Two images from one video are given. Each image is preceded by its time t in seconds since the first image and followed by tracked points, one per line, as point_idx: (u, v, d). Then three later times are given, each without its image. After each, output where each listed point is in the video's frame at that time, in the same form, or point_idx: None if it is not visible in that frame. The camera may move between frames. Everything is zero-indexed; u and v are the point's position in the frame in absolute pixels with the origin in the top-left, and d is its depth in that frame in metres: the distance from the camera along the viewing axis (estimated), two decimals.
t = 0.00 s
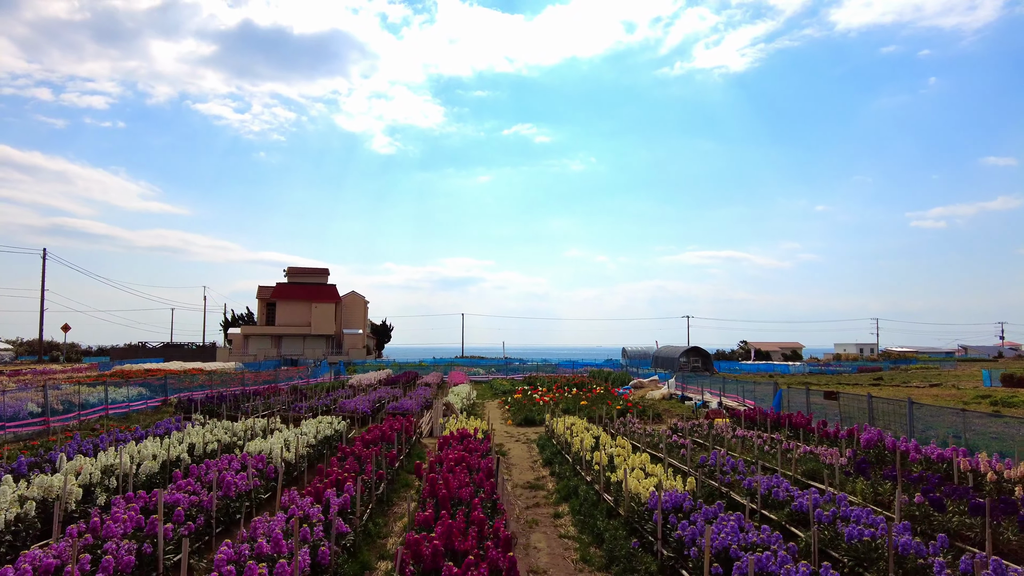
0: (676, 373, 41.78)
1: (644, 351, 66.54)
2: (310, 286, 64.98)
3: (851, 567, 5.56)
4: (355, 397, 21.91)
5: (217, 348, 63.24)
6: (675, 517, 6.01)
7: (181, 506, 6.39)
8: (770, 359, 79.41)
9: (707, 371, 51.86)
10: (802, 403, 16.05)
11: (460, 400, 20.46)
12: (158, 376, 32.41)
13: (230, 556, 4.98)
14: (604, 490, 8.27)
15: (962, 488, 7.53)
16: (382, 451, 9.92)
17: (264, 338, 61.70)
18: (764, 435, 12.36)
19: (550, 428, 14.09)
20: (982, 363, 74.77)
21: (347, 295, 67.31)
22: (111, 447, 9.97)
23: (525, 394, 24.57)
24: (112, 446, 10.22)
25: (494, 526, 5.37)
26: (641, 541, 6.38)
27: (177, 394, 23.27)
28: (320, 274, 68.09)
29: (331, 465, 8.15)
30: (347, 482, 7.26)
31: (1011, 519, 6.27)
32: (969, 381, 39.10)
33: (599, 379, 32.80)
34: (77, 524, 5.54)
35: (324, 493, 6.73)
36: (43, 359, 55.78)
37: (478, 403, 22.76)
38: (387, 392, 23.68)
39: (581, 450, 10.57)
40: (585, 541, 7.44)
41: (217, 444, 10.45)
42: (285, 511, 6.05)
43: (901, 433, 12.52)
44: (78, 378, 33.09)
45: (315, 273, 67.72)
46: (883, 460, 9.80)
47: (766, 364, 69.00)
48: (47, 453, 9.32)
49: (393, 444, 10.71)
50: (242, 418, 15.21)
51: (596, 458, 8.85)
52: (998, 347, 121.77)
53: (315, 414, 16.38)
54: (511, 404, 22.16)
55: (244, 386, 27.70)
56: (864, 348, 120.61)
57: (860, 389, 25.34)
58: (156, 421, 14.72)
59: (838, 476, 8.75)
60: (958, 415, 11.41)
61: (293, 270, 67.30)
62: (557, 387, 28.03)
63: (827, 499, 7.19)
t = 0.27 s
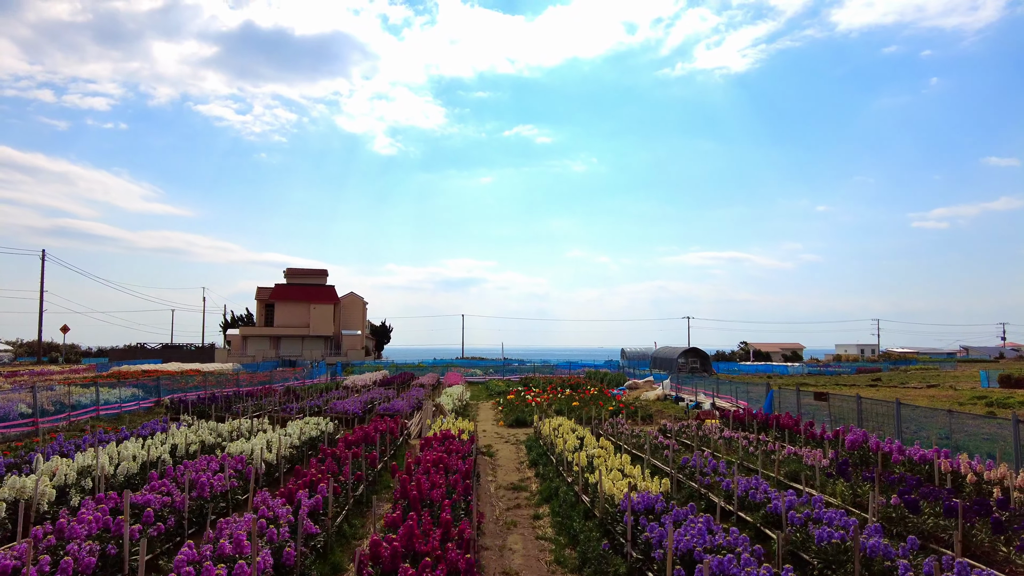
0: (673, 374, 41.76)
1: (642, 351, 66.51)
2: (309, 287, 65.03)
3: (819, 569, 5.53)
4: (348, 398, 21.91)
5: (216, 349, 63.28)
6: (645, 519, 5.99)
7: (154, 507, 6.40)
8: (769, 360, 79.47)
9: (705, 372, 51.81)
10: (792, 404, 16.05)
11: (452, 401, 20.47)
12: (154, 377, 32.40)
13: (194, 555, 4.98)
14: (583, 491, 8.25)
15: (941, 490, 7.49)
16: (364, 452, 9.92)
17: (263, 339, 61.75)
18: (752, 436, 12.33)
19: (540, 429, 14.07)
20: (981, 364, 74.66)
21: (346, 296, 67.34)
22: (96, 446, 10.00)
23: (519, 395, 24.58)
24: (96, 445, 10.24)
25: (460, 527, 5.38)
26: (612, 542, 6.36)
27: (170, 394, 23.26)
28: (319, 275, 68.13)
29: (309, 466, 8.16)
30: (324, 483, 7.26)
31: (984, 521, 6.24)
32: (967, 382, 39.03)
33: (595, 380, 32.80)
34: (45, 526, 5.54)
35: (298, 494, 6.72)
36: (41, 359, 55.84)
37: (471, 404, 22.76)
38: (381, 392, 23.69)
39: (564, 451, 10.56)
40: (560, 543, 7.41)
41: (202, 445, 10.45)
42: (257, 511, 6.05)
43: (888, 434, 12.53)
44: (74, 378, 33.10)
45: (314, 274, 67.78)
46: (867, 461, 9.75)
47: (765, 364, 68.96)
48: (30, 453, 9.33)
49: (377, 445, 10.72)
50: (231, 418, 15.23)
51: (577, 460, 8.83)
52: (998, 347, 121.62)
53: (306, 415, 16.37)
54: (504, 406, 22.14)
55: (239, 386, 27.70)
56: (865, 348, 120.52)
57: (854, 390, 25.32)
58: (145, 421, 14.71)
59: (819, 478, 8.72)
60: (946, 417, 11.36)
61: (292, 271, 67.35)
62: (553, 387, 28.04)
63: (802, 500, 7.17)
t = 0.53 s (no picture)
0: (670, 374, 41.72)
1: (641, 352, 66.47)
2: (308, 287, 65.07)
3: (787, 571, 5.49)
4: (341, 397, 21.89)
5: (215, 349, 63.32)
6: (615, 519, 5.97)
7: (126, 507, 6.40)
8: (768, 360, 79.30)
9: (704, 372, 51.71)
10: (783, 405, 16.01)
11: (445, 401, 20.45)
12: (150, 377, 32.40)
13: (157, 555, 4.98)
14: (561, 491, 8.23)
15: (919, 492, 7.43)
16: (346, 451, 9.91)
17: (262, 339, 61.79)
18: (739, 436, 12.29)
19: (529, 429, 14.03)
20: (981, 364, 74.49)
21: (345, 296, 67.35)
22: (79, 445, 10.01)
23: (513, 395, 24.57)
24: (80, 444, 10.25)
25: (425, 528, 5.37)
26: (583, 543, 6.34)
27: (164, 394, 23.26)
28: (318, 275, 68.14)
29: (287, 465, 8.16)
30: (300, 483, 7.26)
31: (958, 522, 6.19)
32: (966, 382, 38.89)
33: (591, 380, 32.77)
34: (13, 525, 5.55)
35: (272, 494, 6.72)
36: (40, 360, 55.93)
37: (465, 405, 22.72)
38: (375, 392, 23.67)
39: (548, 451, 10.53)
40: (536, 543, 7.39)
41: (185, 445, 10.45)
42: (227, 511, 6.05)
43: (876, 434, 12.49)
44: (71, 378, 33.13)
45: (313, 275, 67.82)
46: (852, 462, 9.67)
47: (765, 364, 68.83)
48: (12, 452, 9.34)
49: (361, 445, 10.72)
50: (221, 418, 15.24)
51: (558, 460, 8.80)
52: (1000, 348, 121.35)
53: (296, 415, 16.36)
54: (498, 406, 22.09)
55: (234, 386, 27.70)
56: (865, 349, 120.30)
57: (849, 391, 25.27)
58: (134, 421, 14.71)
59: (800, 479, 8.67)
60: (935, 417, 11.27)
61: (291, 271, 67.40)
62: (548, 387, 28.02)
63: (779, 501, 7.14)
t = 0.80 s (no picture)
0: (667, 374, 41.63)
1: (639, 351, 66.41)
2: (306, 287, 65.06)
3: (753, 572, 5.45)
4: (332, 397, 21.83)
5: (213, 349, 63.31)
6: (581, 519, 5.94)
7: (93, 506, 6.37)
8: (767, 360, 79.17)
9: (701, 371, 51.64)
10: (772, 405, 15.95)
11: (435, 400, 20.39)
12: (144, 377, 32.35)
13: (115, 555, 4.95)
14: (537, 491, 8.18)
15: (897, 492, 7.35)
16: (326, 450, 9.87)
17: (260, 338, 61.77)
18: (724, 436, 12.22)
19: (515, 429, 13.96)
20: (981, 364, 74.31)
21: (343, 296, 67.32)
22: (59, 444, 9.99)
23: (506, 394, 24.51)
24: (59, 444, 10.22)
25: (387, 528, 5.33)
26: (551, 543, 6.29)
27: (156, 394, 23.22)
28: (316, 275, 68.11)
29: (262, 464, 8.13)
30: (272, 482, 7.23)
31: (930, 522, 6.13)
32: (962, 381, 38.86)
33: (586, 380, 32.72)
34: None
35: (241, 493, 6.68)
36: (38, 360, 55.92)
37: (457, 405, 22.67)
38: (367, 392, 23.63)
39: (530, 450, 10.47)
40: (509, 543, 7.35)
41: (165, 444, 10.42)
42: (192, 510, 6.02)
43: (863, 434, 12.42)
44: (65, 378, 33.08)
45: (311, 274, 67.81)
46: (834, 462, 9.62)
47: (763, 363, 68.81)
48: None
49: (342, 445, 10.68)
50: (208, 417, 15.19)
51: (535, 459, 8.74)
52: (1000, 347, 121.08)
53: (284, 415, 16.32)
54: (489, 405, 22.03)
55: (227, 386, 27.67)
56: (865, 348, 120.10)
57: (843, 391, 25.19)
58: (120, 420, 14.67)
59: (779, 478, 8.62)
60: (919, 417, 11.22)
61: (289, 271, 67.39)
62: (542, 387, 27.96)
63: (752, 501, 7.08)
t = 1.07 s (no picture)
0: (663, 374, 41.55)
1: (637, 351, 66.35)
2: (304, 286, 65.05)
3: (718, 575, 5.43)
4: (324, 397, 21.80)
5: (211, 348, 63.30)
6: (547, 521, 5.92)
7: (63, 507, 6.36)
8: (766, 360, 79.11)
9: (698, 371, 51.56)
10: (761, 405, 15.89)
11: (426, 400, 20.34)
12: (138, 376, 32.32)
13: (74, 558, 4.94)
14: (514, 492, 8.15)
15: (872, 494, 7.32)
16: (306, 451, 9.86)
17: (258, 338, 61.76)
18: (710, 436, 12.16)
19: (501, 429, 13.91)
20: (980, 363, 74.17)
21: (341, 296, 67.30)
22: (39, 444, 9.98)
23: (499, 394, 24.47)
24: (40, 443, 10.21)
25: (349, 530, 5.31)
26: (519, 544, 6.27)
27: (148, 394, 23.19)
28: (314, 274, 68.07)
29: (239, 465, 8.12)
30: (244, 483, 7.21)
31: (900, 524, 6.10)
32: (959, 381, 38.77)
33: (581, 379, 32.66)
34: None
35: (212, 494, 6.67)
36: (35, 359, 55.91)
37: (449, 404, 22.63)
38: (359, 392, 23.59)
39: (512, 451, 10.43)
40: (483, 544, 7.33)
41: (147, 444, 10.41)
42: (159, 511, 6.00)
43: (849, 434, 12.36)
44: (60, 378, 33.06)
45: (309, 274, 67.80)
46: (815, 463, 9.57)
47: (760, 363, 68.80)
48: None
49: (324, 445, 10.65)
50: (196, 417, 15.17)
51: (513, 460, 8.72)
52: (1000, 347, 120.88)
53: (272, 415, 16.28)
54: (481, 405, 22.00)
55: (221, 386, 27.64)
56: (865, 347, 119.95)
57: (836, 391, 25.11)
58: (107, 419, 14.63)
59: (757, 479, 8.58)
60: (903, 417, 11.17)
61: (287, 271, 67.38)
62: (535, 387, 27.90)
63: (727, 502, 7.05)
